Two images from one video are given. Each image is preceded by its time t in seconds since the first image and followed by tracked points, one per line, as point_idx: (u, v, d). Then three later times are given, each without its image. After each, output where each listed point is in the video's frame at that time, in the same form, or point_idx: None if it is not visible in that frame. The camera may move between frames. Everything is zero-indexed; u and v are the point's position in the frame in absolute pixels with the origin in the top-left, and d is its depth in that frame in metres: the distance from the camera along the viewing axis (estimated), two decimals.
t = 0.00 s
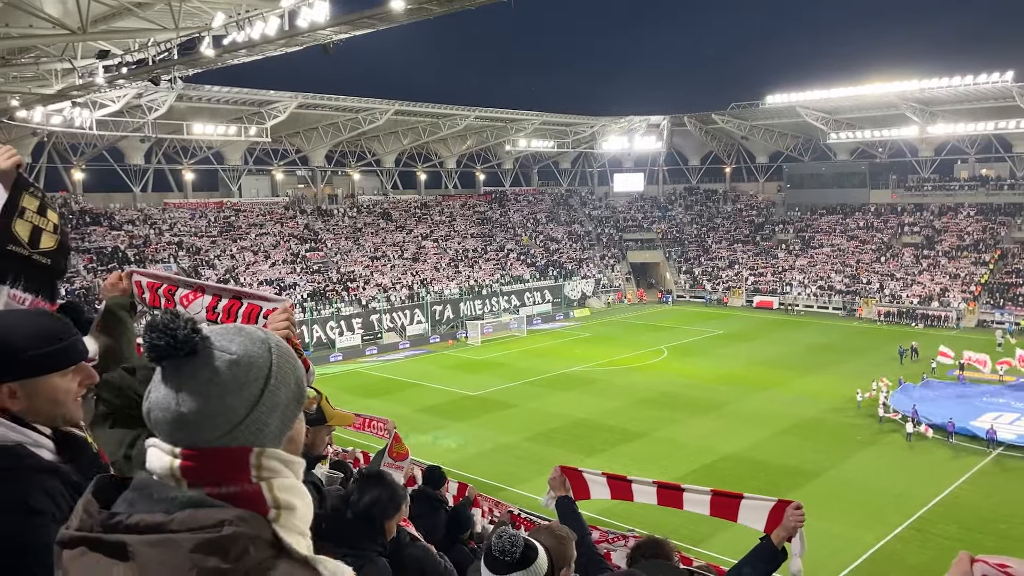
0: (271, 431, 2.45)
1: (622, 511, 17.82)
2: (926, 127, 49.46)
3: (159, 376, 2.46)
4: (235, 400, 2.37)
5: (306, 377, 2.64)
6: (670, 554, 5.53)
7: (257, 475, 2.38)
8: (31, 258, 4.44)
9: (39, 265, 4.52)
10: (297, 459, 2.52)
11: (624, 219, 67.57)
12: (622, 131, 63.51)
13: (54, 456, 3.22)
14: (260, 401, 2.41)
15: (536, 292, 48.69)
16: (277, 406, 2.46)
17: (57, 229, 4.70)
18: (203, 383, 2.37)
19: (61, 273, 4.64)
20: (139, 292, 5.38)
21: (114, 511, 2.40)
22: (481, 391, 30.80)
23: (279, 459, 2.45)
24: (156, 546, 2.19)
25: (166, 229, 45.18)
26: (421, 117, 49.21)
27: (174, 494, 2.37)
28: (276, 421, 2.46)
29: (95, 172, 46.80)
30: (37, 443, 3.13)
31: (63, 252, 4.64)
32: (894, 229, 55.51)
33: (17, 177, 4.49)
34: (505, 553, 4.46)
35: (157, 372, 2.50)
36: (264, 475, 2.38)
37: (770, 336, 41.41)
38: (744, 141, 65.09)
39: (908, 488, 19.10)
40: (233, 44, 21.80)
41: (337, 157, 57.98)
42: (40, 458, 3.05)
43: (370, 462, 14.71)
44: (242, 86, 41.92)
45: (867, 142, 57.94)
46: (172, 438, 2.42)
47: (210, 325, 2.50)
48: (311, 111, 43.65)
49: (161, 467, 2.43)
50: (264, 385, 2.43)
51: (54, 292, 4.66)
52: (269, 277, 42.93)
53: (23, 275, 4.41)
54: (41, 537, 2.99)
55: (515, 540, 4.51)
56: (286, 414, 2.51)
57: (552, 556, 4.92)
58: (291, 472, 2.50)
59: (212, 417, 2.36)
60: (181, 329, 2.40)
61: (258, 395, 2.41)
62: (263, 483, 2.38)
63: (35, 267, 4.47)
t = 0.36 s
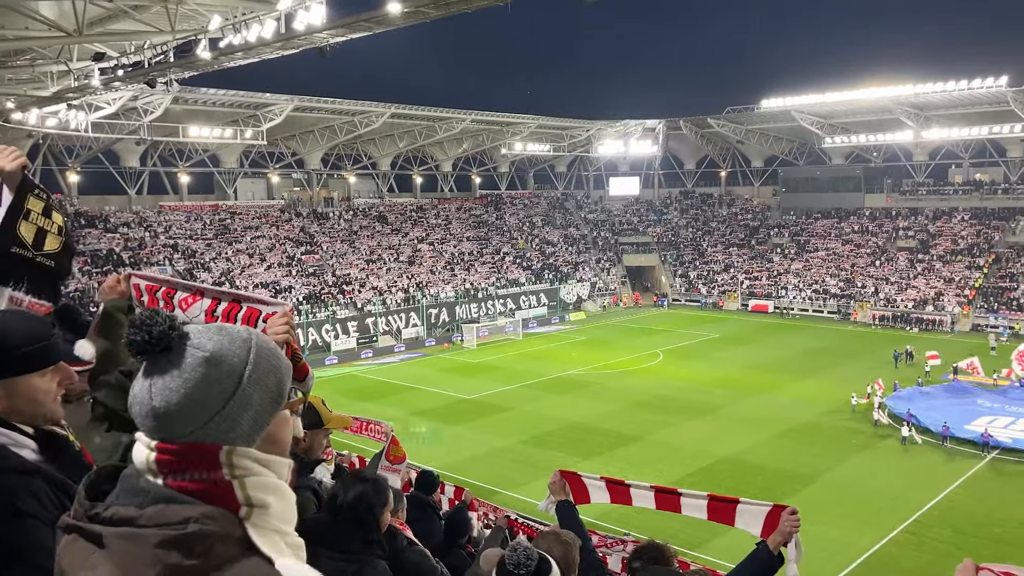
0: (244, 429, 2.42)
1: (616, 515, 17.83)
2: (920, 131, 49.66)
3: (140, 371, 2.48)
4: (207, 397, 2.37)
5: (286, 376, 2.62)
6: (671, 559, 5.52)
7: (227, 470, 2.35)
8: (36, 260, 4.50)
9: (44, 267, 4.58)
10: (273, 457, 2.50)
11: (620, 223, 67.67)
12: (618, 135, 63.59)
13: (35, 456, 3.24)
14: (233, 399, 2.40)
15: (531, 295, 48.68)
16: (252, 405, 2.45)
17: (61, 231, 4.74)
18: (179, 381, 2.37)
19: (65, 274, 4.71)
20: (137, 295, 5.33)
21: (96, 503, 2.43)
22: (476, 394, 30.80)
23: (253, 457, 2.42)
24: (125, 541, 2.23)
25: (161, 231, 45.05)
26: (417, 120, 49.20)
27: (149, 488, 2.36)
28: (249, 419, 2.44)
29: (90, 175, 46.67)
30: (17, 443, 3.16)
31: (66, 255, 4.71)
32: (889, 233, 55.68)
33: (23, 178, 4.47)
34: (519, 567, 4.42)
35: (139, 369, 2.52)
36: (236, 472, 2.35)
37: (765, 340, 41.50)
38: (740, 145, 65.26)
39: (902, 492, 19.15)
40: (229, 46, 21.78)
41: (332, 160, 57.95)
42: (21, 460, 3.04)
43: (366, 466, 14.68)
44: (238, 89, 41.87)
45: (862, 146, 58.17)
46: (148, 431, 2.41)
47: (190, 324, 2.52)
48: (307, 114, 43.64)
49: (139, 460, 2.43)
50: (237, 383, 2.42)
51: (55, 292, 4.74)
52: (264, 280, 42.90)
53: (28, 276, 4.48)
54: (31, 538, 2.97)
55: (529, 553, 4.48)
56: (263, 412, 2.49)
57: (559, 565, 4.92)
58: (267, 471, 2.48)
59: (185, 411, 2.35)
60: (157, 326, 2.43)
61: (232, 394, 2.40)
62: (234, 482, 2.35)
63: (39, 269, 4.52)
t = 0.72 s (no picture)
0: (218, 427, 2.43)
1: (612, 518, 17.81)
2: (914, 137, 49.93)
3: (120, 371, 2.51)
4: (181, 395, 2.37)
5: (267, 377, 2.62)
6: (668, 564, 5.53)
7: (201, 468, 2.35)
8: (30, 267, 4.49)
9: (39, 274, 4.56)
10: (249, 457, 2.49)
11: (615, 228, 67.76)
12: (613, 140, 63.72)
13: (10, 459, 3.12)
14: (208, 398, 2.41)
15: (527, 299, 48.69)
16: (228, 405, 2.45)
17: (56, 238, 4.74)
18: (154, 379, 2.38)
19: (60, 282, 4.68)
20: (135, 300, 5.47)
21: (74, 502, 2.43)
22: (472, 398, 30.76)
23: (228, 457, 2.42)
24: (99, 536, 2.22)
25: (156, 236, 44.87)
26: (412, 124, 49.18)
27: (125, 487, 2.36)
28: (223, 418, 2.43)
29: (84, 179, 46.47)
30: None
31: (61, 261, 4.69)
32: (883, 238, 55.91)
33: (15, 185, 4.51)
34: None
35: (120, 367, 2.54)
36: (210, 470, 2.35)
37: (760, 344, 41.58)
38: (735, 150, 65.42)
39: (896, 496, 19.18)
40: (224, 51, 21.74)
41: (328, 164, 57.85)
42: None
43: (362, 470, 14.63)
44: (233, 94, 41.81)
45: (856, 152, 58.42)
46: (126, 429, 2.42)
47: (169, 324, 2.55)
48: (302, 118, 43.57)
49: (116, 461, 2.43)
50: (212, 384, 2.42)
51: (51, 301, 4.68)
52: (259, 285, 42.81)
53: (22, 283, 4.45)
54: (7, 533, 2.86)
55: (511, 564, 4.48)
56: (240, 412, 2.49)
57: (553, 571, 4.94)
58: (243, 470, 2.47)
59: (160, 408, 2.36)
60: (136, 324, 2.48)
61: (206, 394, 2.41)
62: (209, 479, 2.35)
63: (31, 276, 4.49)
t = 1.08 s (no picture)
0: (202, 425, 2.42)
1: (607, 518, 17.83)
2: (907, 137, 50.13)
3: (99, 368, 2.47)
4: (167, 391, 2.37)
5: (246, 375, 2.62)
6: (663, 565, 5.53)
7: (187, 466, 2.34)
8: (17, 268, 4.62)
9: (27, 274, 4.68)
10: (230, 454, 2.49)
11: (609, 227, 67.89)
12: (607, 140, 63.77)
13: None
14: (192, 393, 2.41)
15: (521, 300, 48.72)
16: (210, 400, 2.45)
17: (46, 236, 4.86)
18: (138, 376, 2.37)
19: (49, 280, 4.77)
20: (133, 301, 5.49)
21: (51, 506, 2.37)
22: (467, 399, 30.74)
23: (211, 452, 2.42)
24: (84, 538, 2.18)
25: (149, 236, 44.67)
26: (407, 124, 49.09)
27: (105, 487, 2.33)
28: (207, 414, 2.44)
29: (77, 179, 46.23)
30: None
31: (50, 259, 4.79)
32: (876, 238, 56.14)
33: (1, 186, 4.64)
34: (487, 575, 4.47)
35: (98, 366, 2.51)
36: (196, 468, 2.35)
37: (754, 344, 41.70)
38: (729, 150, 65.55)
39: (890, 496, 19.26)
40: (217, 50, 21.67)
41: (322, 164, 57.67)
42: None
43: (357, 471, 14.60)
44: (227, 93, 41.69)
45: (849, 151, 58.59)
46: (106, 427, 2.40)
47: (149, 320, 2.55)
48: (296, 118, 43.42)
49: (95, 460, 2.40)
50: (196, 379, 2.42)
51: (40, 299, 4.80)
52: (253, 285, 42.72)
53: (9, 282, 4.59)
54: None
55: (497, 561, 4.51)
56: (221, 407, 2.49)
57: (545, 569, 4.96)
58: (226, 467, 2.47)
59: (146, 405, 2.35)
60: (117, 320, 2.48)
61: (191, 389, 2.40)
62: (194, 477, 2.34)
63: (22, 277, 4.63)
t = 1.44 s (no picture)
0: (200, 434, 2.40)
1: (602, 525, 17.83)
2: (901, 143, 50.40)
3: (99, 375, 2.46)
4: (167, 399, 2.36)
5: (247, 384, 2.60)
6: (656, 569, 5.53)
7: (183, 474, 2.33)
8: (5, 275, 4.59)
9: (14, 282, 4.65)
10: (229, 465, 2.47)
11: (604, 233, 68.02)
12: (602, 146, 63.91)
13: None
14: (190, 403, 2.39)
15: (516, 305, 48.78)
16: (208, 409, 2.43)
17: (34, 245, 4.85)
18: (138, 382, 2.35)
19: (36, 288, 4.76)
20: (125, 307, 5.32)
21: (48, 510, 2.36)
22: (463, 405, 30.70)
23: (206, 462, 2.38)
24: (80, 546, 2.17)
25: (144, 242, 44.59)
26: (402, 131, 49.13)
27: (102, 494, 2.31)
28: (203, 424, 2.42)
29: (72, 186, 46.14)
30: None
31: (39, 266, 4.78)
32: (871, 244, 56.37)
33: None
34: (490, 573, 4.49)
35: (98, 372, 2.50)
36: (192, 476, 2.33)
37: (750, 350, 41.80)
38: (723, 156, 65.83)
39: (885, 500, 19.29)
40: (213, 57, 21.65)
41: (317, 170, 57.66)
42: None
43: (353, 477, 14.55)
44: (222, 100, 41.71)
45: (843, 158, 58.90)
46: (104, 433, 2.39)
47: (151, 327, 2.55)
48: (291, 125, 43.43)
49: (91, 467, 2.38)
50: (192, 389, 2.40)
51: (30, 307, 4.79)
52: (248, 291, 42.74)
53: None
54: None
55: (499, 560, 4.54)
56: (220, 417, 2.47)
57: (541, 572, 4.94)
58: (225, 477, 2.46)
59: (145, 413, 2.33)
60: (118, 328, 2.48)
61: (189, 398, 2.39)
62: (191, 486, 2.34)
63: (9, 285, 4.60)
